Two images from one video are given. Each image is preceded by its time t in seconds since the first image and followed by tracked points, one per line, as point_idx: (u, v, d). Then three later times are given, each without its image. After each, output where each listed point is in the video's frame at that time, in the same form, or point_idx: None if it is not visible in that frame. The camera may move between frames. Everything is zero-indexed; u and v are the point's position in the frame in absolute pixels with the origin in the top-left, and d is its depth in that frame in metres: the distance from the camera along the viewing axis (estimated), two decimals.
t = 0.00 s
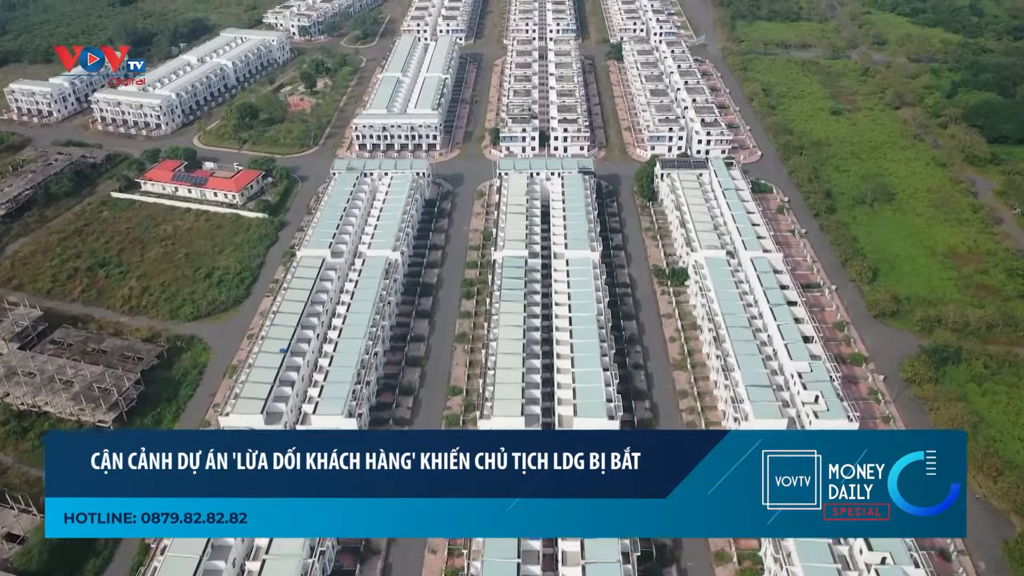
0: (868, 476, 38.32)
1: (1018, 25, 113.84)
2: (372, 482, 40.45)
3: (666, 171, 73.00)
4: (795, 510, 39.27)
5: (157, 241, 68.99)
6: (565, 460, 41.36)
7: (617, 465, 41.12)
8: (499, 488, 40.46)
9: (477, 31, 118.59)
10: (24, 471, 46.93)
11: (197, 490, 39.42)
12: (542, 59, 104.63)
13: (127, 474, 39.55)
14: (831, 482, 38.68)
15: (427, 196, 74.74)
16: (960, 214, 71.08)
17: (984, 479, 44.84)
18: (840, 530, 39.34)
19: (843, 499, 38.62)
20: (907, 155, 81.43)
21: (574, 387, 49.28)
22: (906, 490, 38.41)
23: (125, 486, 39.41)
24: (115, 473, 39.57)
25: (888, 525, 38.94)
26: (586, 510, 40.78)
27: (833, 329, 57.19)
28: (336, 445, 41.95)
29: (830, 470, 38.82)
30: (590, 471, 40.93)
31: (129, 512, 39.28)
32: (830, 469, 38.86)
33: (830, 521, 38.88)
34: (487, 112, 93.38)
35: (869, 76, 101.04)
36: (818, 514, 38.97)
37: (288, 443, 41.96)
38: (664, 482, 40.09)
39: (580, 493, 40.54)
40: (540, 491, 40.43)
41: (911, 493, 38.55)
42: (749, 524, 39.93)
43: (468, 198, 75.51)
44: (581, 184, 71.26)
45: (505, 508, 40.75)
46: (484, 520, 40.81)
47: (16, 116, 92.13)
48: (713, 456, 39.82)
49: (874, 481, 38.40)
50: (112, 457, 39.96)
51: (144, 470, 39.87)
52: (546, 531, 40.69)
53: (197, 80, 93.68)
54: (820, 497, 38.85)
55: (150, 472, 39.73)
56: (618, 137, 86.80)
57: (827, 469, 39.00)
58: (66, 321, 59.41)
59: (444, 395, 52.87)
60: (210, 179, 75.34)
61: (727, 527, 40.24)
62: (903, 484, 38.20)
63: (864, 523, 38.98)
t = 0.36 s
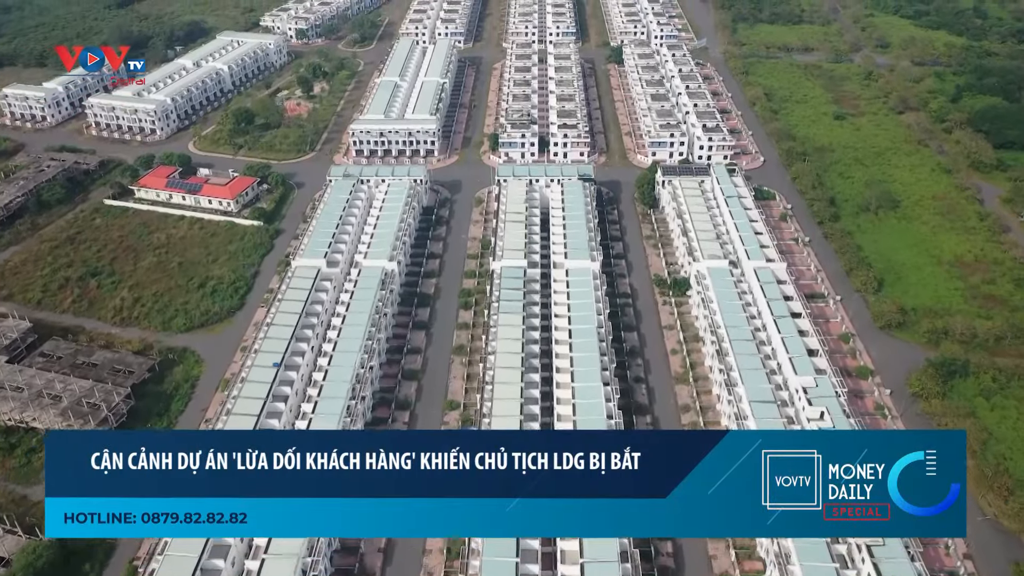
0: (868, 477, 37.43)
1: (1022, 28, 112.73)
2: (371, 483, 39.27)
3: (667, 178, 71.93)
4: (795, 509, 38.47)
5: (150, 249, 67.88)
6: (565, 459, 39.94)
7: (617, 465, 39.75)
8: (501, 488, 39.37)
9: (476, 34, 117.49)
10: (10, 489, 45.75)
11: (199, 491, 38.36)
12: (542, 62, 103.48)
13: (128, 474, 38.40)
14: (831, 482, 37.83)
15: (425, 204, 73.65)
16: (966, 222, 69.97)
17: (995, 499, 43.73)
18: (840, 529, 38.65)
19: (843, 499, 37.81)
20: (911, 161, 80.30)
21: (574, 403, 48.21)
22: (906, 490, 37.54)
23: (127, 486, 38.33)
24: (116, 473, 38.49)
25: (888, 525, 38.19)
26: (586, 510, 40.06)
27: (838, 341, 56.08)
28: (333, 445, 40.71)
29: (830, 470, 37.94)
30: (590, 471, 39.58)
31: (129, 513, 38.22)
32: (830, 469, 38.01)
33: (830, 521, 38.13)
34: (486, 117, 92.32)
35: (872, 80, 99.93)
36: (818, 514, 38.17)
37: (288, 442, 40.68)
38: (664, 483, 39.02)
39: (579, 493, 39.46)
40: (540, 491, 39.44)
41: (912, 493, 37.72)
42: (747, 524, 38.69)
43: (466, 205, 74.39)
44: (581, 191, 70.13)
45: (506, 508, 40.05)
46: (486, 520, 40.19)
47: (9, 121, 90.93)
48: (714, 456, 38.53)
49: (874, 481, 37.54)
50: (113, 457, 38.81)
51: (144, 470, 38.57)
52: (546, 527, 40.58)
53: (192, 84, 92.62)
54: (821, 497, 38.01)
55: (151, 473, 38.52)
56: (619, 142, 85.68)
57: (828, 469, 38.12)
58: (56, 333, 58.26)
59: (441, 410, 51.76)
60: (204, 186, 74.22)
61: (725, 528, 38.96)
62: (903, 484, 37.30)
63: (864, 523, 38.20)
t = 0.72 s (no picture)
0: (868, 477, 36.91)
1: None
2: (370, 483, 38.64)
3: (669, 185, 70.96)
4: (795, 509, 38.06)
5: (143, 257, 66.83)
6: (565, 460, 38.97)
7: (617, 465, 38.84)
8: (501, 489, 38.64)
9: (475, 37, 116.45)
10: None
11: (200, 490, 37.87)
12: (542, 65, 102.43)
13: (128, 475, 37.88)
14: (831, 483, 37.33)
15: (423, 211, 72.64)
16: (972, 229, 68.93)
17: (1005, 518, 42.69)
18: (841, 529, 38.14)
19: (843, 499, 37.32)
20: (916, 167, 79.23)
21: (573, 419, 47.20)
22: (906, 490, 37.03)
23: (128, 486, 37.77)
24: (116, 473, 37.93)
25: (888, 525, 37.54)
26: (587, 510, 39.29)
27: (843, 353, 55.05)
28: (332, 444, 39.98)
29: (830, 470, 37.42)
30: (590, 471, 38.82)
31: (129, 513, 37.79)
32: (830, 468, 37.51)
33: (829, 521, 37.71)
34: (484, 122, 91.29)
35: (875, 83, 98.91)
36: (817, 514, 37.76)
37: (288, 442, 40.14)
38: (664, 483, 38.21)
39: (579, 493, 38.70)
40: (541, 491, 38.68)
41: (913, 493, 37.19)
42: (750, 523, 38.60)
43: (464, 212, 73.32)
44: (581, 198, 69.11)
45: (506, 508, 39.34)
46: (486, 520, 39.50)
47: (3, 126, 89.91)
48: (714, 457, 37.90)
49: (874, 481, 37.03)
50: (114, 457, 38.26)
51: (144, 470, 38.08)
52: (549, 525, 39.76)
53: (188, 89, 91.61)
54: (820, 497, 37.57)
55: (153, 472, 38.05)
56: (619, 147, 84.67)
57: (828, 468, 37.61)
58: (46, 344, 57.26)
59: (438, 424, 50.65)
60: (199, 193, 73.22)
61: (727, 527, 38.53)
62: (903, 484, 36.81)
63: (865, 523, 37.57)
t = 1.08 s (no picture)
0: (868, 477, 37.94)
1: None
2: (372, 483, 39.89)
3: (670, 193, 69.87)
4: (795, 509, 38.75)
5: (135, 266, 65.76)
6: (565, 460, 40.56)
7: (617, 465, 40.16)
8: (500, 488, 39.86)
9: (474, 40, 115.18)
10: None
11: (198, 490, 39.19)
12: (541, 69, 101.16)
13: (127, 475, 39.30)
14: (831, 482, 38.27)
15: (420, 219, 71.54)
16: (978, 237, 67.83)
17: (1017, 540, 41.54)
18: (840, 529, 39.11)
19: (843, 499, 38.25)
20: (921, 173, 78.08)
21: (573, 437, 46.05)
22: (905, 490, 38.24)
23: (125, 485, 39.17)
24: (115, 473, 39.34)
25: (888, 525, 38.72)
26: (587, 510, 40.37)
27: (848, 366, 53.92)
28: (336, 445, 41.41)
29: (830, 470, 38.43)
30: (590, 471, 40.16)
31: (129, 512, 39.23)
32: (830, 468, 38.54)
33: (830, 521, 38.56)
34: (483, 127, 90.09)
35: (879, 87, 97.74)
36: (817, 514, 38.59)
37: (288, 443, 41.76)
38: (663, 483, 39.53)
39: (579, 493, 40.00)
40: (541, 491, 40.04)
41: (911, 493, 38.43)
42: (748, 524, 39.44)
43: (462, 220, 72.21)
44: (581, 206, 67.94)
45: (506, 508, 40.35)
46: (485, 520, 40.34)
47: None
48: (714, 457, 39.10)
49: (874, 481, 38.03)
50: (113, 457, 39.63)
51: (144, 470, 39.51)
52: (550, 525, 40.63)
53: (183, 93, 90.49)
54: (820, 497, 38.45)
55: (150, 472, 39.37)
56: (620, 153, 83.46)
57: (828, 469, 38.60)
58: (35, 357, 56.14)
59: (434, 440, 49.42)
60: (193, 201, 72.05)
61: (724, 527, 39.55)
62: (903, 484, 37.94)
63: (864, 523, 38.74)
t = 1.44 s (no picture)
0: (868, 476, 37.17)
1: None
2: (371, 483, 38.96)
3: (672, 201, 68.75)
4: (794, 510, 37.82)
5: (127, 276, 64.63)
6: (565, 459, 39.77)
7: (617, 465, 39.33)
8: (501, 487, 38.89)
9: (473, 43, 113.99)
10: None
11: (199, 490, 38.34)
12: (541, 73, 99.96)
13: (127, 475, 38.38)
14: (831, 482, 37.40)
15: (417, 227, 70.38)
16: (985, 246, 66.67)
17: None
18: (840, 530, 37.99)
19: (844, 499, 37.29)
20: (926, 180, 76.92)
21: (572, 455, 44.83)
22: (906, 490, 37.19)
23: (126, 486, 38.26)
24: (115, 473, 38.46)
25: (888, 526, 37.64)
26: (587, 511, 39.33)
27: (855, 380, 52.78)
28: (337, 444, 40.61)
29: (830, 470, 37.67)
30: (590, 471, 39.23)
31: (129, 512, 38.42)
32: (830, 468, 37.74)
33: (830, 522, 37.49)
34: (482, 132, 88.92)
35: (882, 91, 96.60)
36: (817, 514, 37.55)
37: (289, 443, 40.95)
38: (664, 483, 38.51)
39: (579, 493, 38.92)
40: (541, 491, 38.91)
41: (913, 493, 37.34)
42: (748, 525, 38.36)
43: (460, 228, 71.04)
44: (581, 215, 66.79)
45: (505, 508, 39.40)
46: (485, 520, 39.58)
47: None
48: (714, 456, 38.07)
49: (874, 481, 37.23)
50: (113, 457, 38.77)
51: (144, 470, 38.59)
52: (547, 526, 39.68)
53: (178, 98, 89.39)
54: (820, 496, 37.49)
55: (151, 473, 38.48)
56: (620, 159, 82.24)
57: (827, 468, 37.85)
58: (25, 371, 55.02)
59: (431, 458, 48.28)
60: (187, 208, 70.95)
61: (725, 529, 38.58)
62: (903, 484, 36.99)
63: (864, 524, 37.67)
